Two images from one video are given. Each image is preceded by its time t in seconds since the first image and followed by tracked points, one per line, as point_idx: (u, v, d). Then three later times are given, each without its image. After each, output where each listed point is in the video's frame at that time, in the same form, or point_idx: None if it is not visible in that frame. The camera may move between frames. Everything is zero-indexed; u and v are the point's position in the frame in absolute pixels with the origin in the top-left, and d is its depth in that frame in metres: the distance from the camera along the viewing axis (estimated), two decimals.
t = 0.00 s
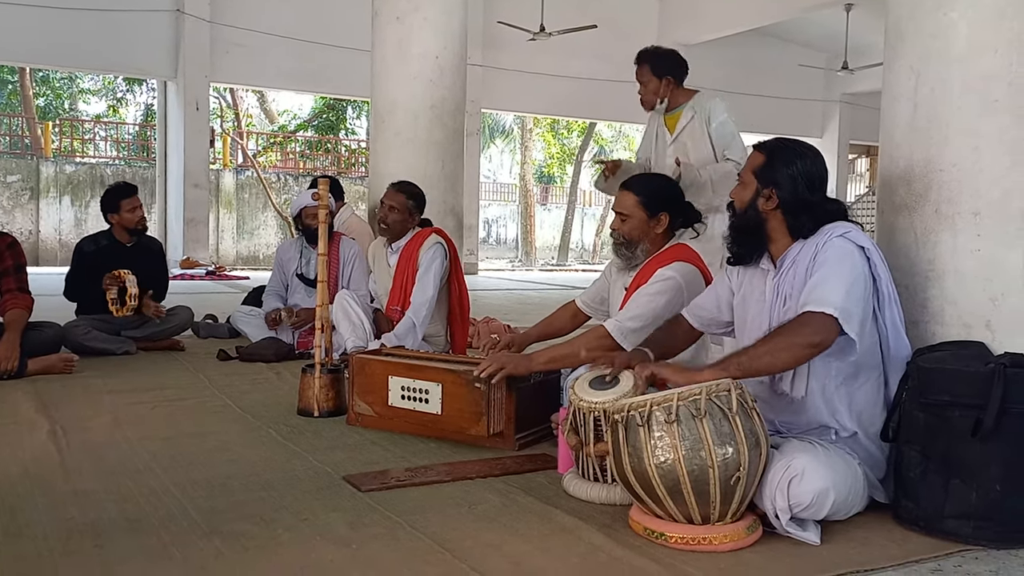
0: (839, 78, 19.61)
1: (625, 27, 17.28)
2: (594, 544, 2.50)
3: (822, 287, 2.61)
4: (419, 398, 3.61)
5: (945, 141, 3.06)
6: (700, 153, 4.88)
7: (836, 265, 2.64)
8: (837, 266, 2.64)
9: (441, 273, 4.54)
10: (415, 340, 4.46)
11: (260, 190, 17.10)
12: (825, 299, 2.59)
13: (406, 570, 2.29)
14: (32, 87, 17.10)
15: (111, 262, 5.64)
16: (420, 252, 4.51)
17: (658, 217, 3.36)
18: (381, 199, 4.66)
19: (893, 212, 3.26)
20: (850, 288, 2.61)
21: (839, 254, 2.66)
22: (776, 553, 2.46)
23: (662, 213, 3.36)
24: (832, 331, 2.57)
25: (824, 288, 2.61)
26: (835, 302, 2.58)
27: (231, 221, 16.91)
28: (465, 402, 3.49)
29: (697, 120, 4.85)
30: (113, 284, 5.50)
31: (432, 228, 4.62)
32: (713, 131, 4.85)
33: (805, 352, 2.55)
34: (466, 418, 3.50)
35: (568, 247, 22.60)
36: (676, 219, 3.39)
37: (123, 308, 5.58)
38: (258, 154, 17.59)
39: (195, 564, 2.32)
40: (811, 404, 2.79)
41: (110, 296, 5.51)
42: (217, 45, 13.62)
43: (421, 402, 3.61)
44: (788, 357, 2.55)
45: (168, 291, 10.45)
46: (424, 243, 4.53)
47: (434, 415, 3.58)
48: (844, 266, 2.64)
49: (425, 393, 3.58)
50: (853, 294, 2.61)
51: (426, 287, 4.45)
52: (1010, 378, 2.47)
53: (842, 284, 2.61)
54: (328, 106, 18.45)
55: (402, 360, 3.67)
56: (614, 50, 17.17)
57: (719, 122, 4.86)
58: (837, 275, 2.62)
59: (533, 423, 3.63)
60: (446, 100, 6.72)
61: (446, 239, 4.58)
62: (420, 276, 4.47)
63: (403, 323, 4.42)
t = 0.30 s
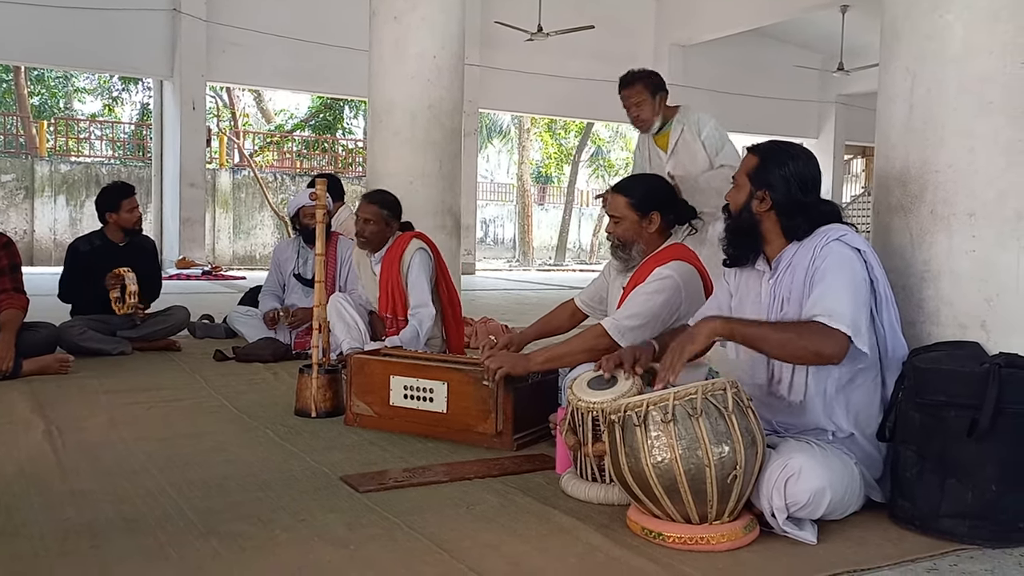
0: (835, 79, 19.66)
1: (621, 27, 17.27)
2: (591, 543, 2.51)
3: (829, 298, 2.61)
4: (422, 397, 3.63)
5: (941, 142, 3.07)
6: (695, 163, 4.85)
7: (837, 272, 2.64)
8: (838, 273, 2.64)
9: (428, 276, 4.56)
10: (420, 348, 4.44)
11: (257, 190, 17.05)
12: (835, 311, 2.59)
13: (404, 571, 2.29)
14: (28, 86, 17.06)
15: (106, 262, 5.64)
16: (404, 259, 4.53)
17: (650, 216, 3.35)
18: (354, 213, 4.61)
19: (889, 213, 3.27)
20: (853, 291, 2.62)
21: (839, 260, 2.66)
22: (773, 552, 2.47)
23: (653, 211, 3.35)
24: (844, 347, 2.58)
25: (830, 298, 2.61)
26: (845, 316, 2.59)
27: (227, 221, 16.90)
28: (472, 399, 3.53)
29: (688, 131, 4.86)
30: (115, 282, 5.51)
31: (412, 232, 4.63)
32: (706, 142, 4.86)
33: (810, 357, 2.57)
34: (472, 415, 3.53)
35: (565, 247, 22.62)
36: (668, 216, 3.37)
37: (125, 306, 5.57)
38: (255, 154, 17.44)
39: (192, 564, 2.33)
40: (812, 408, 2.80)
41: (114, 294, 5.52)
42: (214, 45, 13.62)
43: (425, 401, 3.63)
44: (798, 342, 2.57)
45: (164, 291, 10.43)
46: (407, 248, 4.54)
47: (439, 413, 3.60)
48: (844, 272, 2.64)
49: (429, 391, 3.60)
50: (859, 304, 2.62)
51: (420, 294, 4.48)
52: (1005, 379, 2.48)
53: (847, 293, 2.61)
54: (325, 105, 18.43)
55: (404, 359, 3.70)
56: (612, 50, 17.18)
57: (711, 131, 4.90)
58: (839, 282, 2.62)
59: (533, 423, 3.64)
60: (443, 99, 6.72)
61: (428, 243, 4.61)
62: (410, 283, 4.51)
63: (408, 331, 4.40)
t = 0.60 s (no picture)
0: (832, 79, 19.71)
1: (619, 27, 17.26)
2: (589, 543, 2.52)
3: (820, 292, 2.63)
4: (416, 399, 3.63)
5: (937, 144, 3.08)
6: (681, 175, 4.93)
7: (833, 269, 2.65)
8: (833, 271, 2.65)
9: (414, 279, 4.61)
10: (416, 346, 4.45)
11: (255, 190, 17.04)
12: (822, 304, 2.61)
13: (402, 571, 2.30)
14: (25, 86, 17.03)
15: (101, 264, 5.64)
16: (385, 264, 4.60)
17: (644, 215, 3.36)
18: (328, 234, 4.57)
19: (886, 213, 3.27)
20: (847, 290, 2.63)
21: (834, 259, 2.67)
22: (771, 553, 2.47)
23: (648, 210, 3.36)
24: (830, 337, 2.59)
25: (820, 293, 2.62)
26: (833, 307, 2.60)
27: (225, 221, 16.90)
28: (464, 402, 3.52)
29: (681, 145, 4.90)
30: (102, 286, 5.52)
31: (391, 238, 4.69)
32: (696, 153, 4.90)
33: (801, 355, 2.57)
34: (464, 418, 3.53)
35: (563, 247, 22.65)
36: (663, 215, 3.39)
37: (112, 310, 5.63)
38: (252, 155, 17.41)
39: (190, 565, 2.33)
40: (808, 406, 2.79)
41: (100, 298, 5.53)
42: (211, 45, 13.62)
43: (419, 402, 3.62)
44: (790, 355, 2.57)
45: (161, 291, 10.42)
46: (388, 255, 4.60)
47: (432, 415, 3.59)
48: (840, 270, 2.65)
49: (423, 393, 3.60)
50: (849, 299, 2.63)
51: (412, 298, 4.52)
52: (1001, 378, 2.49)
53: (839, 288, 2.62)
54: (323, 105, 18.42)
55: (398, 360, 3.69)
56: (610, 50, 17.19)
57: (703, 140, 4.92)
58: (834, 280, 2.63)
59: (531, 423, 3.65)
60: (441, 100, 6.72)
61: (408, 247, 4.67)
62: (400, 288, 4.54)
63: (405, 330, 4.41)
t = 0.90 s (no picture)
0: (827, 79, 19.73)
1: (616, 25, 17.25)
2: (585, 542, 2.52)
3: (808, 288, 2.64)
4: (412, 398, 3.62)
5: (931, 144, 3.10)
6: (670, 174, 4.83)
7: (823, 266, 2.66)
8: (823, 268, 2.66)
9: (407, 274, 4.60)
10: (409, 344, 4.45)
11: (250, 189, 17.06)
12: (809, 300, 2.62)
13: (397, 570, 2.31)
14: (19, 85, 16.95)
15: (95, 263, 5.62)
16: (377, 259, 4.56)
17: (638, 215, 3.37)
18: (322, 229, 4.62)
19: (880, 213, 3.29)
20: (836, 287, 2.64)
21: (825, 255, 2.68)
22: (766, 552, 2.48)
23: (641, 211, 3.37)
24: (815, 334, 2.61)
25: (808, 289, 2.63)
26: (818, 303, 2.62)
27: (220, 220, 16.89)
28: (461, 401, 3.51)
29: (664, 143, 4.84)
30: (102, 283, 5.52)
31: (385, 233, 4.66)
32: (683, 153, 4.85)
33: (788, 356, 2.59)
34: (461, 417, 3.52)
35: (558, 247, 22.68)
36: (655, 216, 3.40)
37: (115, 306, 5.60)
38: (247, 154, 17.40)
39: (186, 565, 2.33)
40: (800, 401, 2.80)
41: (101, 295, 5.52)
42: (205, 44, 13.58)
43: (415, 401, 3.62)
44: (775, 356, 2.59)
45: (156, 290, 10.40)
46: (381, 250, 4.57)
47: (428, 414, 3.59)
48: (830, 266, 2.66)
49: (419, 392, 3.59)
50: (838, 295, 2.64)
51: (404, 292, 4.52)
52: (995, 377, 2.50)
53: (827, 284, 2.63)
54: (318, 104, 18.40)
55: (393, 359, 3.69)
56: (605, 49, 17.18)
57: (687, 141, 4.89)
58: (824, 276, 2.64)
59: (527, 421, 3.66)
60: (437, 99, 6.72)
61: (400, 242, 4.64)
62: (392, 283, 4.54)
63: (397, 328, 4.42)
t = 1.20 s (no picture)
0: (824, 79, 19.78)
1: (613, 26, 17.26)
2: (579, 543, 2.52)
3: (804, 296, 2.63)
4: (409, 398, 3.63)
5: (926, 145, 3.10)
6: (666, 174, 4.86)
7: (820, 273, 2.66)
8: (820, 273, 2.66)
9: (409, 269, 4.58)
10: (404, 340, 4.46)
11: (247, 189, 17.04)
12: (808, 309, 2.61)
13: (391, 570, 2.30)
14: (16, 85, 16.92)
15: (91, 263, 5.60)
16: (383, 252, 4.56)
17: (632, 216, 3.37)
18: (328, 213, 4.67)
19: (874, 214, 3.29)
20: (834, 294, 2.64)
21: (822, 261, 2.68)
22: (760, 552, 2.48)
23: (636, 212, 3.37)
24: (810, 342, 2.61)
25: (804, 297, 2.63)
26: (816, 312, 2.61)
27: (217, 221, 16.88)
28: (459, 401, 3.52)
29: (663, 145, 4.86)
30: (91, 286, 5.47)
31: (390, 227, 4.66)
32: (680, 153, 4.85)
33: (782, 362, 2.60)
34: (459, 417, 3.53)
35: (555, 247, 22.70)
36: (651, 216, 3.40)
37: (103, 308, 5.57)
38: (244, 154, 17.40)
39: (180, 565, 2.33)
40: (800, 406, 2.79)
41: (89, 297, 5.48)
42: (202, 45, 13.58)
43: (412, 402, 3.63)
44: (769, 360, 2.59)
45: (152, 291, 10.39)
46: (385, 243, 4.57)
47: (426, 414, 3.60)
48: (827, 272, 2.66)
49: (416, 392, 3.60)
50: (833, 301, 2.64)
51: (399, 286, 4.49)
52: (988, 378, 2.50)
53: (823, 291, 2.63)
54: (315, 105, 18.40)
55: (389, 359, 3.70)
56: (603, 50, 17.19)
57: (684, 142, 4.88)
58: (820, 282, 2.64)
59: (523, 422, 3.67)
60: (433, 100, 6.72)
61: (405, 235, 4.63)
62: (390, 277, 4.52)
63: (390, 325, 4.41)
